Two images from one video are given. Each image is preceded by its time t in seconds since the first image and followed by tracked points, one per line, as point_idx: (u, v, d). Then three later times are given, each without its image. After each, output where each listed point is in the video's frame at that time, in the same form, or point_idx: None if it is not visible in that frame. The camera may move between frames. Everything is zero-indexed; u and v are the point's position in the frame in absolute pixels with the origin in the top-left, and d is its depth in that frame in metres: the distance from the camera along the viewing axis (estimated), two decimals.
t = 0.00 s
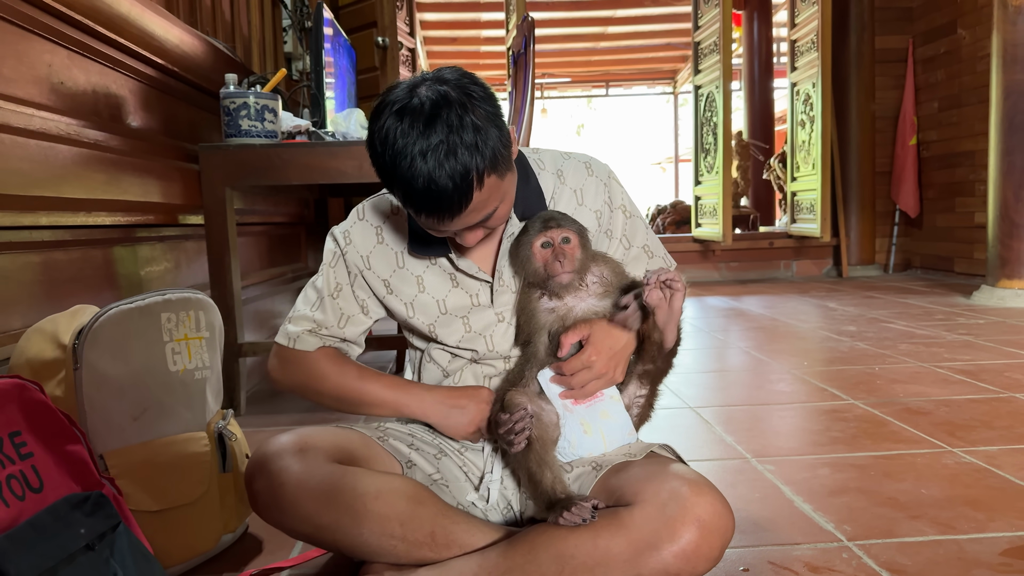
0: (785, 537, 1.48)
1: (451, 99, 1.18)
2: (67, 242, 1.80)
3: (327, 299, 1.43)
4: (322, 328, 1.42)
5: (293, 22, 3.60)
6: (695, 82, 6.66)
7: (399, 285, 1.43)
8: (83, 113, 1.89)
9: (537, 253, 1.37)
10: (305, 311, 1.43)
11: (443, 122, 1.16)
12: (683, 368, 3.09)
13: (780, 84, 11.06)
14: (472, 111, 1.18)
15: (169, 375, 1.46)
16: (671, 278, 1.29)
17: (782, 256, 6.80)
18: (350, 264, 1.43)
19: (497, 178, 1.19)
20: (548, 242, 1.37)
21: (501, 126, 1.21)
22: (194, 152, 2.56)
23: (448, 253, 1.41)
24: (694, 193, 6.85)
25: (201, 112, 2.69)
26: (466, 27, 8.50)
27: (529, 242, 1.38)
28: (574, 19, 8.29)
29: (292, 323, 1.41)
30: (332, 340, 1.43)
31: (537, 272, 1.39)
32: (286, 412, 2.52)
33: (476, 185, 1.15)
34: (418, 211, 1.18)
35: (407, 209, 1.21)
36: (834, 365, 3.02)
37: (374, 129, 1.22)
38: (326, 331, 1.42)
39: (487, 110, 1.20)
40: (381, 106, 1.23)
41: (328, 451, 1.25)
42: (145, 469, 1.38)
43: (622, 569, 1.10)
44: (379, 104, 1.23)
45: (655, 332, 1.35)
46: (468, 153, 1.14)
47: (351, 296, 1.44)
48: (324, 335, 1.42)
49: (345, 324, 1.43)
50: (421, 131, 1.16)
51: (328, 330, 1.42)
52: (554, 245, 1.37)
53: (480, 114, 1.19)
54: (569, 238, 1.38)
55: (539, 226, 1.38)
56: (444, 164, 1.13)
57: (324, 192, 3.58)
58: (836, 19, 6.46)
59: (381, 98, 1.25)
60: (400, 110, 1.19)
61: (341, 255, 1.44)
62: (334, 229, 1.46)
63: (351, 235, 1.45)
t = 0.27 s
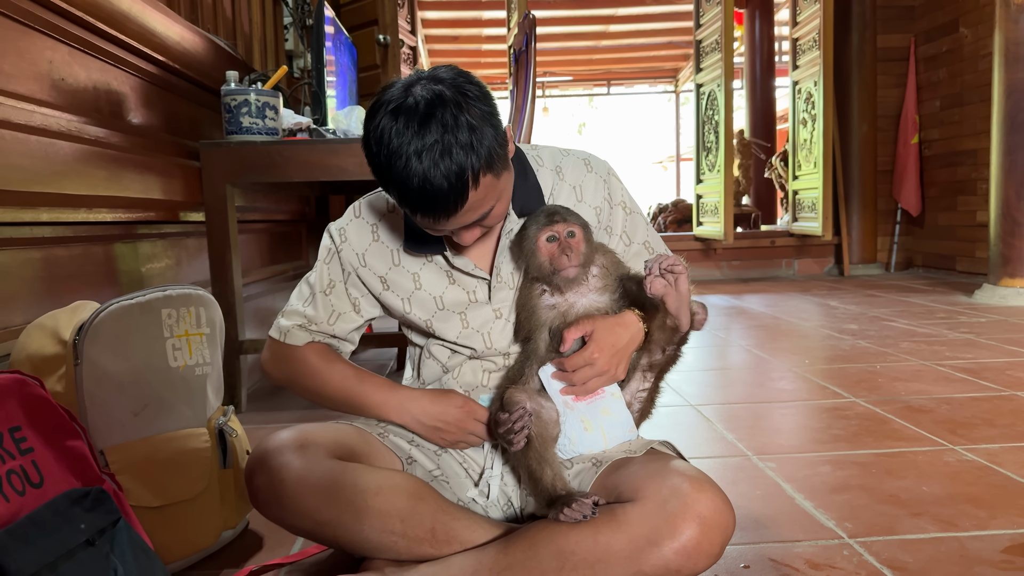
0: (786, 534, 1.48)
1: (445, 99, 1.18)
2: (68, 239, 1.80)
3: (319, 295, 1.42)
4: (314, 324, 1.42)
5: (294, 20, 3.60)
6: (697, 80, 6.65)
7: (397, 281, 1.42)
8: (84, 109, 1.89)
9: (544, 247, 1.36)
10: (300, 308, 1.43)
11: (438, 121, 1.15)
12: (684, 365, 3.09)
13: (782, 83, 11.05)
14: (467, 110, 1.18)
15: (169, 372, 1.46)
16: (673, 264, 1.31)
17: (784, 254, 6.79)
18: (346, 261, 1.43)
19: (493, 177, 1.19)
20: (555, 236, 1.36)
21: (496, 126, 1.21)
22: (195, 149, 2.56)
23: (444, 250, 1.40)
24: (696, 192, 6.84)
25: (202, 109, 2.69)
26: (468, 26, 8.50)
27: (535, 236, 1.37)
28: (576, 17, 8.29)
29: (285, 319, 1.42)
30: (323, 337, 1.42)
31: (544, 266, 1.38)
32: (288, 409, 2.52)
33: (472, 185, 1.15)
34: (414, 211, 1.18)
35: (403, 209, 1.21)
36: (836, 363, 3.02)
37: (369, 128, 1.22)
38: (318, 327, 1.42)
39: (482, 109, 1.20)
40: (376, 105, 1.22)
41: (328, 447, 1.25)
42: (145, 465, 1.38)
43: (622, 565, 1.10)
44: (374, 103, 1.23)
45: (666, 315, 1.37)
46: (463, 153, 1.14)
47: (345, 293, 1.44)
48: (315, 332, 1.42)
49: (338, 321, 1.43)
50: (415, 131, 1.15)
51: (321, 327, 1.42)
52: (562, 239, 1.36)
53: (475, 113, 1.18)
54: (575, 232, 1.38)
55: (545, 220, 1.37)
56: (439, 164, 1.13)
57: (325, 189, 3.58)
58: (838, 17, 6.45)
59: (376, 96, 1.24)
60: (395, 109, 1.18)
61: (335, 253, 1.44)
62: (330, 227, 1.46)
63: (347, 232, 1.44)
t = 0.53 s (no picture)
0: (786, 533, 1.48)
1: (444, 96, 1.18)
2: (69, 238, 1.80)
3: (321, 295, 1.42)
4: (316, 324, 1.42)
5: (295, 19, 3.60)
6: (698, 79, 6.64)
7: (398, 280, 1.43)
8: (85, 109, 1.89)
9: (545, 242, 1.36)
10: (302, 307, 1.43)
11: (436, 118, 1.15)
12: (685, 364, 3.09)
13: (783, 82, 11.04)
14: (466, 108, 1.18)
15: (170, 370, 1.46)
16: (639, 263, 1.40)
17: (785, 253, 6.79)
18: (347, 261, 1.43)
19: (491, 175, 1.18)
20: (556, 232, 1.36)
21: (495, 123, 1.21)
22: (196, 148, 2.56)
23: (445, 249, 1.41)
24: (697, 190, 6.83)
25: (202, 108, 2.69)
26: (469, 24, 8.50)
27: (536, 231, 1.37)
28: (578, 15, 8.28)
29: (287, 318, 1.42)
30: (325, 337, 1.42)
31: (544, 262, 1.38)
32: (289, 408, 2.52)
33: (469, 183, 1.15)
34: (411, 208, 1.18)
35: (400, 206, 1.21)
36: (837, 362, 3.02)
37: (368, 125, 1.22)
38: (320, 327, 1.41)
39: (481, 107, 1.20)
40: (376, 102, 1.22)
41: (328, 446, 1.25)
42: (146, 464, 1.39)
43: (622, 564, 1.10)
44: (373, 100, 1.23)
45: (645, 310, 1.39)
46: (461, 149, 1.14)
47: (347, 293, 1.44)
48: (316, 331, 1.41)
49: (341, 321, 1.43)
50: (413, 127, 1.15)
51: (323, 326, 1.42)
52: (563, 234, 1.36)
53: (474, 110, 1.19)
54: (576, 228, 1.37)
55: (546, 216, 1.37)
56: (437, 161, 1.13)
57: (326, 188, 3.58)
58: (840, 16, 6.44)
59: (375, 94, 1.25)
60: (393, 105, 1.18)
61: (338, 252, 1.44)
62: (332, 225, 1.46)
63: (349, 231, 1.44)
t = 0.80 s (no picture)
0: (787, 531, 1.48)
1: (456, 94, 1.18)
2: (70, 236, 1.81)
3: (325, 294, 1.43)
4: (320, 322, 1.42)
5: (296, 17, 3.60)
6: (699, 77, 6.64)
7: (402, 278, 1.43)
8: (86, 107, 1.89)
9: (551, 241, 1.36)
10: (305, 304, 1.44)
11: (449, 115, 1.15)
12: (686, 363, 3.09)
13: (784, 80, 11.03)
14: (478, 106, 1.18)
15: (171, 368, 1.46)
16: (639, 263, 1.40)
17: (786, 252, 6.79)
18: (351, 260, 1.43)
19: (500, 174, 1.19)
20: (563, 231, 1.36)
21: (506, 122, 1.21)
22: (197, 147, 2.56)
23: (449, 247, 1.41)
24: (698, 189, 6.83)
25: (203, 107, 2.70)
26: (470, 23, 8.50)
27: (542, 230, 1.37)
28: (579, 14, 8.28)
29: (291, 316, 1.42)
30: (329, 335, 1.43)
31: (550, 260, 1.38)
32: (290, 406, 2.53)
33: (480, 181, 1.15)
34: (420, 206, 1.18)
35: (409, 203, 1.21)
36: (837, 360, 3.02)
37: (379, 122, 1.22)
38: (324, 325, 1.42)
39: (492, 105, 1.20)
40: (388, 99, 1.22)
41: (330, 444, 1.25)
42: (148, 462, 1.39)
43: (623, 561, 1.10)
44: (385, 98, 1.23)
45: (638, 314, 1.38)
46: (473, 148, 1.14)
47: (351, 291, 1.44)
48: (320, 329, 1.42)
49: (345, 319, 1.43)
50: (425, 125, 1.15)
51: (326, 324, 1.42)
52: (569, 233, 1.36)
53: (486, 109, 1.19)
54: (582, 227, 1.37)
55: (553, 214, 1.37)
56: (449, 159, 1.13)
57: (327, 186, 3.58)
58: (840, 15, 6.44)
59: (387, 91, 1.25)
60: (405, 102, 1.18)
61: (342, 250, 1.44)
62: (336, 224, 1.46)
63: (352, 230, 1.44)
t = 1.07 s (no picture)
0: (786, 529, 1.48)
1: (470, 91, 1.18)
2: (71, 236, 1.81)
3: (329, 293, 1.43)
4: (325, 321, 1.43)
5: (297, 16, 3.61)
6: (700, 76, 6.64)
7: (405, 278, 1.43)
8: (86, 106, 1.89)
9: (562, 242, 1.37)
10: (310, 304, 1.45)
11: (462, 113, 1.16)
12: (686, 362, 3.09)
13: (784, 79, 11.02)
14: (491, 104, 1.18)
15: (171, 368, 1.46)
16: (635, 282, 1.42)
17: (787, 250, 6.78)
18: (355, 259, 1.44)
19: (512, 171, 1.19)
20: (574, 233, 1.37)
21: (518, 120, 1.22)
22: (197, 146, 2.56)
23: (454, 246, 1.40)
24: (699, 187, 6.83)
25: (204, 106, 2.70)
26: (471, 22, 8.50)
27: (554, 231, 1.38)
28: (579, 13, 8.28)
29: (296, 316, 1.44)
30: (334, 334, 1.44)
31: (559, 261, 1.39)
32: (291, 405, 2.53)
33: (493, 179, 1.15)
34: (431, 203, 1.17)
35: (419, 201, 1.20)
36: (838, 359, 3.02)
37: (391, 119, 1.22)
38: (329, 324, 1.43)
39: (505, 103, 1.20)
40: (399, 96, 1.22)
41: (330, 443, 1.25)
42: (149, 461, 1.39)
43: (623, 559, 1.10)
44: (397, 95, 1.23)
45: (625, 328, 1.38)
46: (486, 145, 1.14)
47: (355, 290, 1.45)
48: (325, 329, 1.44)
49: (349, 318, 1.44)
50: (439, 123, 1.15)
51: (331, 323, 1.43)
52: (581, 235, 1.37)
53: (498, 107, 1.19)
54: (592, 230, 1.38)
55: (563, 215, 1.38)
56: (462, 157, 1.13)
57: (327, 185, 3.58)
58: (841, 13, 6.43)
59: (398, 89, 1.24)
60: (418, 100, 1.18)
61: (346, 249, 1.45)
62: (340, 224, 1.47)
63: (356, 229, 1.45)
